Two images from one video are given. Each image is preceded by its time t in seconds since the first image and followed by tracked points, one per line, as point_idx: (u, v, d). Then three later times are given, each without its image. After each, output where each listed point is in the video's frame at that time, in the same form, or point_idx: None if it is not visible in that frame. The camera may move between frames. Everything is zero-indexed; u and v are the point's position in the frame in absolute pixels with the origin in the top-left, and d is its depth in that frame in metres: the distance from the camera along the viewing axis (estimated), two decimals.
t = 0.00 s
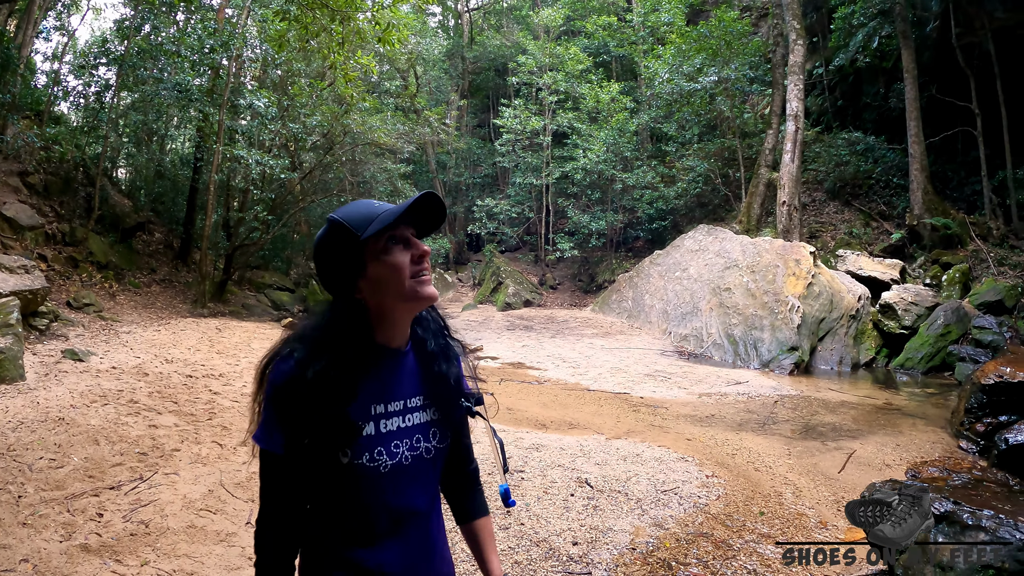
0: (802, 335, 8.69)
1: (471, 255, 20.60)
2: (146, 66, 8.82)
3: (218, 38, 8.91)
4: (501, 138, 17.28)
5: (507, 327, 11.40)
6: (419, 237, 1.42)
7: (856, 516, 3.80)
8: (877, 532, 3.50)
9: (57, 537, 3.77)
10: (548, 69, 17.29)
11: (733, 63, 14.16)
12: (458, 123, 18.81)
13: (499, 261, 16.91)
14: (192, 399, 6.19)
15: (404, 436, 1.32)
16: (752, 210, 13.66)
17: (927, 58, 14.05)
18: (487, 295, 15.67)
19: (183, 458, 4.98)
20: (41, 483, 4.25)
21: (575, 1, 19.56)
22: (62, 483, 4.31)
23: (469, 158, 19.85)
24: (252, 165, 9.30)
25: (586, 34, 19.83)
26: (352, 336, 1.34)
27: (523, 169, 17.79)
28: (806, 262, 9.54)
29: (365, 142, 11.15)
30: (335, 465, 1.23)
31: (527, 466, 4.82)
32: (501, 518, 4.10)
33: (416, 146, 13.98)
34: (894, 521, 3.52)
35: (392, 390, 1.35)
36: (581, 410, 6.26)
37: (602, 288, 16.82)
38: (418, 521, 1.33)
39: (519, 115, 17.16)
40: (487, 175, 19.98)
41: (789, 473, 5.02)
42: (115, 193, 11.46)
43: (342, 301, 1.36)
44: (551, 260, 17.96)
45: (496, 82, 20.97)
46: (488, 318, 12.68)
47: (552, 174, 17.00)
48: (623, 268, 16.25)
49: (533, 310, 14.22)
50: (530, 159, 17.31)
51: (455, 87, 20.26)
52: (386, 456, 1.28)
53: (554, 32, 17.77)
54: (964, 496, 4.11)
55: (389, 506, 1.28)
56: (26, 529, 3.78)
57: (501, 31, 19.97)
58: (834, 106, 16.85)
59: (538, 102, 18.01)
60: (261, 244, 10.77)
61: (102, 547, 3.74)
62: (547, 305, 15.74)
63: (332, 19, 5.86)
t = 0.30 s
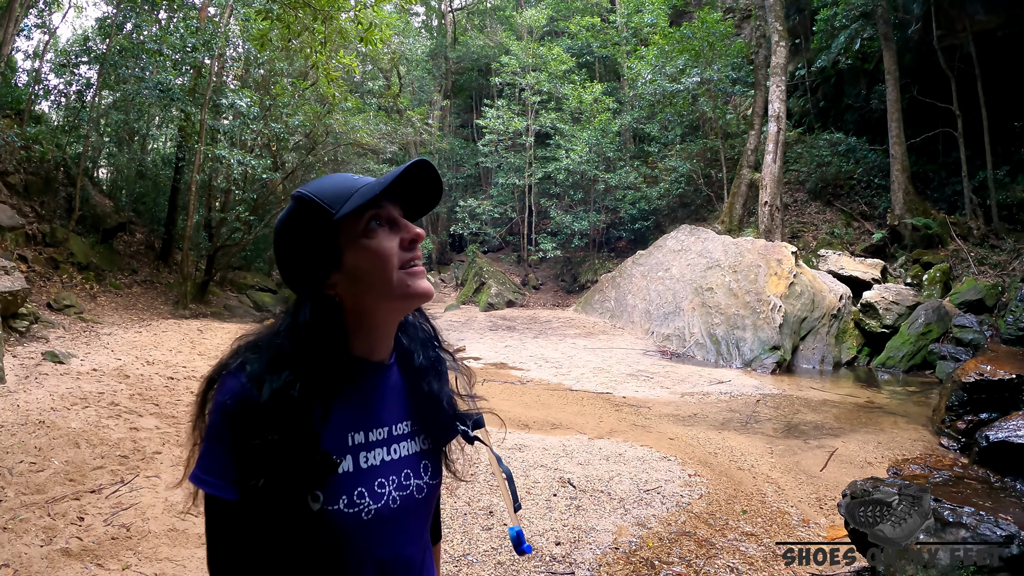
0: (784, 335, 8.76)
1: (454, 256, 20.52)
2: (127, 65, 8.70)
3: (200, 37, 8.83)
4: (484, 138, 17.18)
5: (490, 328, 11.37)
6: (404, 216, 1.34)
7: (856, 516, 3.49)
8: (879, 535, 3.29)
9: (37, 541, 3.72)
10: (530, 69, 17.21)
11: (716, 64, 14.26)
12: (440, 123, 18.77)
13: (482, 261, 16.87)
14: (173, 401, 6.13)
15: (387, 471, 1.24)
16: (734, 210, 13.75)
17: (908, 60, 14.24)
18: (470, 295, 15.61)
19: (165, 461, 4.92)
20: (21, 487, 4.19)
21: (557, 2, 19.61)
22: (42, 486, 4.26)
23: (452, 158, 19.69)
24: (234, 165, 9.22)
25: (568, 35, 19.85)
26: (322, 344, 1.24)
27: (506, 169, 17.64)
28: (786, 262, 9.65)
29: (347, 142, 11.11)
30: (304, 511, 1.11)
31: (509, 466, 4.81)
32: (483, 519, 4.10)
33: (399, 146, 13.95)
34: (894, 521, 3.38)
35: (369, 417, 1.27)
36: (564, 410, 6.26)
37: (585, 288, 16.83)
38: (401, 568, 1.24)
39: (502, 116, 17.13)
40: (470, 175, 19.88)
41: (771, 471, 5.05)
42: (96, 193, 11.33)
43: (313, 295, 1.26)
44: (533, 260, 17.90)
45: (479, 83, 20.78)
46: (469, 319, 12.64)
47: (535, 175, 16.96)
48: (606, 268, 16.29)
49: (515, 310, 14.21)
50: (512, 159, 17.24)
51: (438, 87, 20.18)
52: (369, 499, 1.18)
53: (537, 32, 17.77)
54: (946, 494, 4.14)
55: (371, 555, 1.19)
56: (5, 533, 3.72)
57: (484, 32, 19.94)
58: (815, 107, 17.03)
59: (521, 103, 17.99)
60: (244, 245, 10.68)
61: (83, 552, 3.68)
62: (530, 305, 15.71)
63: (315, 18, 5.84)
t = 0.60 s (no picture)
0: (766, 335, 8.83)
1: (438, 258, 20.43)
2: (110, 64, 8.60)
3: (183, 36, 8.75)
4: (467, 139, 17.10)
5: (473, 329, 11.33)
6: (399, 209, 1.29)
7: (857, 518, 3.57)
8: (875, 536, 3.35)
9: (18, 546, 3.66)
10: (513, 71, 17.10)
11: (699, 66, 14.50)
12: (424, 124, 18.74)
13: (466, 262, 16.82)
14: (155, 404, 6.06)
15: (385, 499, 1.24)
16: (717, 211, 13.83)
17: (890, 63, 14.42)
18: (453, 296, 15.53)
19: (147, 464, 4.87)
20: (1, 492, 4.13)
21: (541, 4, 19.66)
22: (23, 491, 4.20)
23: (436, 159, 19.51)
24: (216, 165, 9.13)
25: (552, 37, 19.89)
26: (312, 358, 1.18)
27: (489, 171, 17.55)
28: (768, 262, 9.76)
29: (330, 143, 11.03)
30: (304, 552, 1.08)
31: (492, 467, 4.80)
32: (466, 521, 4.08)
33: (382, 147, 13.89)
34: (894, 521, 3.46)
35: (363, 440, 1.26)
36: (547, 411, 6.26)
37: (568, 289, 16.84)
38: None
39: (485, 117, 17.08)
40: (454, 176, 19.74)
41: (753, 471, 5.08)
42: (77, 194, 11.20)
43: (301, 300, 1.19)
44: (516, 262, 17.85)
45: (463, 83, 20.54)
46: (452, 320, 12.59)
47: (517, 176, 16.90)
48: (589, 268, 16.33)
49: (498, 312, 14.17)
50: (496, 161, 17.18)
51: (421, 88, 20.11)
52: (371, 532, 1.17)
53: (521, 33, 17.78)
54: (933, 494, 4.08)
55: None
56: None
57: (468, 32, 19.90)
58: (798, 109, 17.18)
59: (504, 104, 17.98)
60: (226, 246, 10.60)
61: (64, 556, 3.63)
62: (513, 306, 15.68)
63: (298, 18, 5.82)
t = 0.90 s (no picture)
0: (750, 335, 8.88)
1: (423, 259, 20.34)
2: (93, 64, 8.44)
3: (168, 36, 8.67)
4: (451, 140, 17.01)
5: (458, 331, 11.29)
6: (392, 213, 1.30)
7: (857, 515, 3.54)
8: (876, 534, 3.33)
9: None
10: (499, 71, 17.12)
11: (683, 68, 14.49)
12: (409, 124, 18.69)
13: (450, 263, 16.77)
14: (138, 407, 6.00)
15: (383, 501, 1.27)
16: (701, 212, 13.92)
17: (874, 65, 14.59)
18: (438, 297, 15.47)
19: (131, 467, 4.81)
20: None
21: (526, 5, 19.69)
22: (3, 496, 4.14)
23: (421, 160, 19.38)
24: (200, 166, 9.04)
25: (537, 38, 19.92)
26: (317, 365, 1.18)
27: (472, 172, 17.52)
28: (752, 262, 9.84)
29: (314, 144, 11.03)
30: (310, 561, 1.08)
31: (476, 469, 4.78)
32: (450, 522, 4.07)
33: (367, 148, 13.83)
34: (894, 520, 3.48)
35: (363, 444, 1.27)
36: (531, 412, 6.26)
37: (552, 290, 16.86)
38: None
39: (469, 118, 16.98)
40: (438, 177, 19.57)
41: (738, 471, 5.10)
42: (59, 194, 11.09)
43: (298, 304, 1.18)
44: (501, 263, 17.80)
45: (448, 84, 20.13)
46: (436, 322, 12.55)
47: (501, 177, 16.85)
48: (574, 270, 16.37)
49: (482, 313, 14.12)
50: (480, 162, 17.07)
51: (406, 89, 20.03)
52: (376, 534, 1.20)
53: (506, 34, 17.76)
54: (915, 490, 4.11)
55: None
56: None
57: (453, 33, 19.83)
58: (781, 111, 17.32)
59: (489, 105, 17.96)
60: (209, 247, 10.51)
61: (46, 562, 3.58)
62: (498, 308, 15.68)
63: (282, 17, 5.80)
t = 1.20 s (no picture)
0: (736, 336, 8.92)
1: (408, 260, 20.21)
2: (78, 64, 8.32)
3: (153, 36, 8.59)
4: (437, 141, 16.88)
5: (444, 332, 11.26)
6: (377, 217, 1.27)
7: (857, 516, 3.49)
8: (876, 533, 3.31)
9: None
10: (485, 73, 17.07)
11: (669, 70, 14.51)
12: (394, 125, 18.63)
13: (436, 264, 16.71)
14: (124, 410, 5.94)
15: (370, 500, 1.23)
16: (687, 213, 14.01)
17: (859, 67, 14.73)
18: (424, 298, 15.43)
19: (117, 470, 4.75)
20: None
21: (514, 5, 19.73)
22: None
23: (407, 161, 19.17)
24: (185, 167, 8.96)
25: (523, 39, 19.92)
26: (315, 374, 1.14)
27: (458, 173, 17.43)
28: (738, 263, 9.83)
29: (299, 145, 10.99)
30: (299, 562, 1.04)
31: (463, 471, 4.77)
32: (437, 525, 4.06)
33: (353, 149, 13.77)
34: (894, 521, 3.41)
35: (353, 448, 1.25)
36: (517, 414, 6.24)
37: (538, 292, 16.86)
38: None
39: (456, 119, 16.64)
40: (424, 178, 19.19)
41: (725, 471, 5.11)
42: (43, 195, 10.98)
43: (291, 314, 1.15)
44: (487, 264, 17.77)
45: (434, 85, 20.20)
46: (423, 323, 12.49)
47: (488, 179, 16.81)
48: (559, 271, 16.39)
49: (469, 314, 14.08)
50: (466, 163, 17.01)
51: (392, 90, 19.95)
52: (365, 534, 1.17)
53: (492, 35, 17.71)
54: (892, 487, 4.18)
55: None
56: None
57: (440, 34, 19.77)
58: (767, 112, 17.44)
59: (475, 106, 17.89)
60: (194, 249, 10.45)
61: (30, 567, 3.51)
62: (484, 309, 15.69)
63: (267, 18, 5.77)
